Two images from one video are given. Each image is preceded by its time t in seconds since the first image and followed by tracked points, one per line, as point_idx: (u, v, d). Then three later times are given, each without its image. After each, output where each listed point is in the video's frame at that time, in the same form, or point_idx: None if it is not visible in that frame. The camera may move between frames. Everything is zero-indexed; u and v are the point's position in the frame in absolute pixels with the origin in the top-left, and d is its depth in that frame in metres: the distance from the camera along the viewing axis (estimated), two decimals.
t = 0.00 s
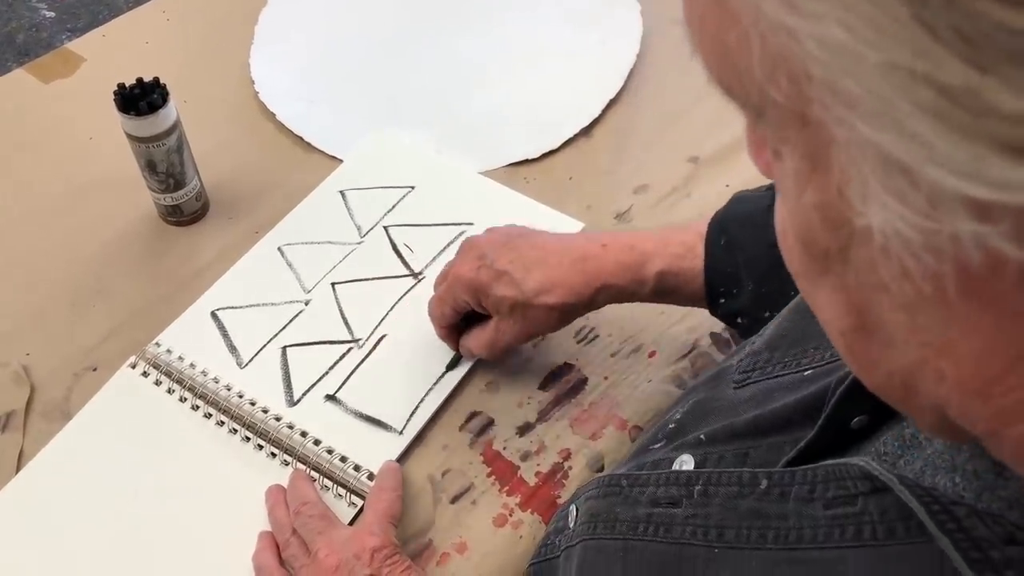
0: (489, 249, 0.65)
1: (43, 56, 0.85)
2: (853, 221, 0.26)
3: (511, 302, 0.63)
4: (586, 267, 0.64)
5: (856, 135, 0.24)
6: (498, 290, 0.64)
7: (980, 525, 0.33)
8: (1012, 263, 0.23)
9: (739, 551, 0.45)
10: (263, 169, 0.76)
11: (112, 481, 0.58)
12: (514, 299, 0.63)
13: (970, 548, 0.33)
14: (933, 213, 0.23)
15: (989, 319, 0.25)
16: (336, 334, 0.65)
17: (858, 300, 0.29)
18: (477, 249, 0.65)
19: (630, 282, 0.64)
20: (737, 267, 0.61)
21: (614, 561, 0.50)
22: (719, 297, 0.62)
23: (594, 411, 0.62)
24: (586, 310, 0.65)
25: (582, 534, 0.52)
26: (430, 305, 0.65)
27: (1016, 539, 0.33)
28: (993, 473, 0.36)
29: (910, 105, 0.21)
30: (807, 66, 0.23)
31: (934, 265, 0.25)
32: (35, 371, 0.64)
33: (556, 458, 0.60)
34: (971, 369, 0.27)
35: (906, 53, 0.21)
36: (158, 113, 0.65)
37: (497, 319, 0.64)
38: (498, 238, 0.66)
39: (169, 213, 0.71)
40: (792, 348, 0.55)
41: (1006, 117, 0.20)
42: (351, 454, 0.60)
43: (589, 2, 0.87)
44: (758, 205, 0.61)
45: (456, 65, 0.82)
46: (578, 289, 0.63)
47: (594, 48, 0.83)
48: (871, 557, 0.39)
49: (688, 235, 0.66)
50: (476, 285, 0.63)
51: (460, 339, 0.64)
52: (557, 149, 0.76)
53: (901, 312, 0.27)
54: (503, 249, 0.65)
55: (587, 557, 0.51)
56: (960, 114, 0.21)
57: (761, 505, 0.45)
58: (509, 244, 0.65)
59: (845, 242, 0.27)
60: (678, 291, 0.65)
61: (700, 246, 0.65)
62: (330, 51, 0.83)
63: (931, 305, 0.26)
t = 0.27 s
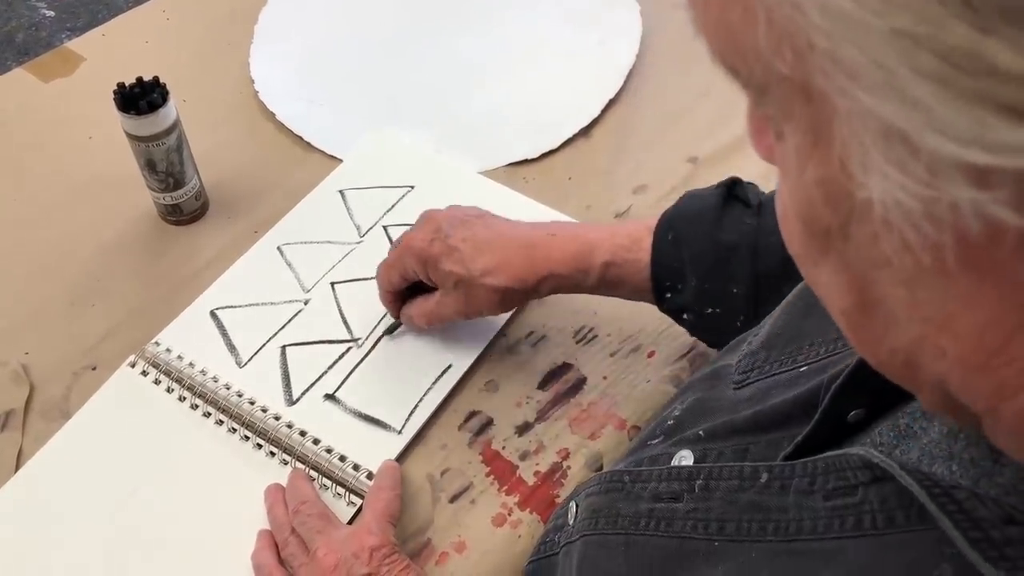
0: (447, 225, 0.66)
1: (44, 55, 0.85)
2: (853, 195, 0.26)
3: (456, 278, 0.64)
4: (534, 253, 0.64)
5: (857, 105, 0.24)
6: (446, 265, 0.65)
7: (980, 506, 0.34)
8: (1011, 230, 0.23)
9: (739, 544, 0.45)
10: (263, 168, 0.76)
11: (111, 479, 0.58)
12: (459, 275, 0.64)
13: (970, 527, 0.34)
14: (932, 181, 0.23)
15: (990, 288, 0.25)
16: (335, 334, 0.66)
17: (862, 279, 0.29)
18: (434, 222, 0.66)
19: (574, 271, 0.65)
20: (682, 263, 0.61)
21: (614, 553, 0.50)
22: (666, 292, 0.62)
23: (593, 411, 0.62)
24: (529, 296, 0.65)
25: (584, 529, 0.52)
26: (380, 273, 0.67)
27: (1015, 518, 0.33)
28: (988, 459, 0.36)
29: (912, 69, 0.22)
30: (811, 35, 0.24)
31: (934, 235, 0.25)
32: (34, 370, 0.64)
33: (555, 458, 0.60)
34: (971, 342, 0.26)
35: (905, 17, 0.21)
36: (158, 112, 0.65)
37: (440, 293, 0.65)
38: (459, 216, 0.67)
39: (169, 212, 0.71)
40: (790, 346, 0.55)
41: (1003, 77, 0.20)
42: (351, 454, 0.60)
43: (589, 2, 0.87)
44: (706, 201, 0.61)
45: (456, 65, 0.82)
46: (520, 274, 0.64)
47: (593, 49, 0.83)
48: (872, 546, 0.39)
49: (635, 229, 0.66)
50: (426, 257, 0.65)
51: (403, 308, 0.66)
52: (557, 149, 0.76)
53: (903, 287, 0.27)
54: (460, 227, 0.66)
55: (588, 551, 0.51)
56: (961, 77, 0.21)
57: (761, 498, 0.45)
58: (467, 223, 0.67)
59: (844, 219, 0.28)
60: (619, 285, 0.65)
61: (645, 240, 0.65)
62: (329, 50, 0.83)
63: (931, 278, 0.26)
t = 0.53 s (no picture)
0: (430, 229, 0.66)
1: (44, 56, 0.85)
2: (845, 200, 0.27)
3: (441, 282, 0.64)
4: (518, 255, 0.64)
5: (847, 112, 0.24)
6: (430, 270, 0.65)
7: (977, 505, 0.34)
8: (1000, 233, 0.23)
9: (732, 543, 0.45)
10: (263, 169, 0.76)
11: (110, 479, 0.58)
12: (444, 279, 0.64)
13: (967, 527, 0.34)
14: (922, 185, 0.23)
15: (982, 290, 0.25)
16: (335, 336, 0.66)
17: (851, 282, 0.29)
18: (417, 226, 0.66)
19: (560, 273, 0.64)
20: (667, 262, 0.61)
21: (608, 553, 0.50)
22: (651, 291, 0.62)
23: (592, 412, 0.62)
24: (514, 299, 0.65)
25: (578, 529, 0.52)
26: (367, 278, 0.66)
27: (1012, 517, 0.33)
28: (983, 459, 0.36)
29: (900, 75, 0.22)
30: (800, 43, 0.24)
31: (926, 238, 0.25)
32: (34, 371, 0.64)
33: (554, 460, 0.60)
34: (963, 342, 0.27)
35: (891, 26, 0.21)
36: (158, 113, 0.65)
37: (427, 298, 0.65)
38: (442, 219, 0.67)
39: (169, 214, 0.71)
40: (781, 344, 0.55)
41: (989, 84, 0.20)
42: (351, 455, 0.60)
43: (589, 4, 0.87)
44: (690, 200, 0.61)
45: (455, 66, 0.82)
46: (505, 278, 0.64)
47: (593, 49, 0.83)
48: (867, 545, 0.39)
49: (620, 229, 0.65)
50: (410, 262, 0.65)
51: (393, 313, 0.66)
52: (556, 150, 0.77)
53: (894, 289, 0.27)
54: (443, 231, 0.66)
55: (581, 551, 0.51)
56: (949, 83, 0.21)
57: (756, 498, 0.45)
58: (450, 226, 0.66)
59: (836, 224, 0.28)
60: (606, 285, 0.65)
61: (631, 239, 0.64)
62: (329, 51, 0.83)
63: (923, 280, 0.26)
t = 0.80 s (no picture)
0: (465, 242, 0.65)
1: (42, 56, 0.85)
2: (845, 189, 0.26)
3: (484, 293, 0.63)
4: (558, 260, 0.64)
5: (848, 100, 0.24)
6: (471, 282, 0.64)
7: (978, 503, 0.34)
8: (1000, 221, 0.23)
9: (734, 540, 0.45)
10: (262, 169, 0.76)
11: (109, 478, 0.58)
12: (487, 290, 0.63)
13: (969, 525, 0.33)
14: (922, 172, 0.23)
15: (982, 283, 0.25)
16: (334, 335, 0.65)
17: (857, 270, 0.29)
18: (450, 241, 0.65)
19: (603, 274, 0.64)
20: (710, 263, 0.61)
21: (608, 548, 0.50)
22: (692, 292, 0.62)
23: (591, 411, 0.62)
24: (556, 303, 0.65)
25: (578, 525, 0.52)
26: (407, 300, 0.65)
27: (1014, 516, 0.33)
28: (990, 458, 0.36)
29: (900, 61, 0.21)
30: (800, 31, 0.23)
31: (925, 228, 0.25)
32: (33, 370, 0.64)
33: (553, 459, 0.60)
34: (963, 334, 0.27)
35: (891, 9, 0.20)
36: (156, 112, 0.65)
37: (471, 313, 0.64)
38: (474, 231, 0.66)
39: (167, 212, 0.71)
40: (787, 342, 0.55)
41: (989, 68, 0.20)
42: (349, 454, 0.60)
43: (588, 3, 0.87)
44: (733, 200, 0.61)
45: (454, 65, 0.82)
46: (550, 284, 0.64)
47: (593, 49, 0.83)
48: (871, 543, 0.39)
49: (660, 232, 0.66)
50: (449, 276, 0.64)
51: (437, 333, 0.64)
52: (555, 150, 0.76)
53: (898, 279, 0.27)
54: (478, 242, 0.65)
55: (581, 547, 0.51)
56: (949, 69, 0.21)
57: (758, 495, 0.45)
58: (483, 237, 0.65)
59: (837, 214, 0.28)
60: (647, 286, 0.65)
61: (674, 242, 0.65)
62: (328, 51, 0.83)
63: (926, 270, 0.26)
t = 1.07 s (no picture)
0: (494, 237, 0.65)
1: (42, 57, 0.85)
2: (860, 184, 0.26)
3: (512, 283, 0.63)
4: (589, 253, 0.64)
5: (864, 95, 0.24)
6: (499, 272, 0.63)
7: (987, 503, 0.34)
8: (1013, 217, 0.23)
9: (741, 541, 0.45)
10: (262, 170, 0.76)
11: (109, 480, 0.58)
12: (515, 280, 0.63)
13: (977, 524, 0.33)
14: (937, 168, 0.23)
15: (993, 275, 0.25)
16: (333, 335, 0.65)
17: (869, 265, 0.29)
18: (477, 237, 0.65)
19: (630, 269, 0.64)
20: (738, 265, 0.61)
21: (614, 548, 0.50)
22: (720, 294, 0.62)
23: (591, 412, 0.62)
24: (582, 298, 0.65)
25: (584, 526, 0.52)
26: (431, 292, 0.65)
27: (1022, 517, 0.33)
28: (997, 462, 0.36)
29: (916, 55, 0.21)
30: (819, 25, 0.24)
31: (938, 222, 0.25)
32: (32, 372, 0.64)
33: (553, 460, 0.60)
34: (973, 330, 0.27)
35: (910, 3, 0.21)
36: (155, 113, 0.65)
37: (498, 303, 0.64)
38: (500, 229, 0.66)
39: (167, 214, 0.71)
40: (799, 346, 0.55)
41: (1005, 63, 0.20)
42: (348, 455, 0.60)
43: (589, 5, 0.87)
44: (762, 204, 0.60)
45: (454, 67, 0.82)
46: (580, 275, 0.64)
47: (593, 50, 0.83)
48: (880, 545, 0.39)
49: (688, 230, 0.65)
50: (477, 266, 0.64)
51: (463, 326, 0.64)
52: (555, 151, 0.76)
53: (910, 274, 0.27)
54: (507, 238, 0.65)
55: (588, 548, 0.51)
56: (964, 63, 0.21)
57: (765, 496, 0.45)
58: (511, 233, 0.65)
59: (851, 209, 0.28)
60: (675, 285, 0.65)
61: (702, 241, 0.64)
62: (328, 52, 0.83)
63: (938, 265, 0.26)
